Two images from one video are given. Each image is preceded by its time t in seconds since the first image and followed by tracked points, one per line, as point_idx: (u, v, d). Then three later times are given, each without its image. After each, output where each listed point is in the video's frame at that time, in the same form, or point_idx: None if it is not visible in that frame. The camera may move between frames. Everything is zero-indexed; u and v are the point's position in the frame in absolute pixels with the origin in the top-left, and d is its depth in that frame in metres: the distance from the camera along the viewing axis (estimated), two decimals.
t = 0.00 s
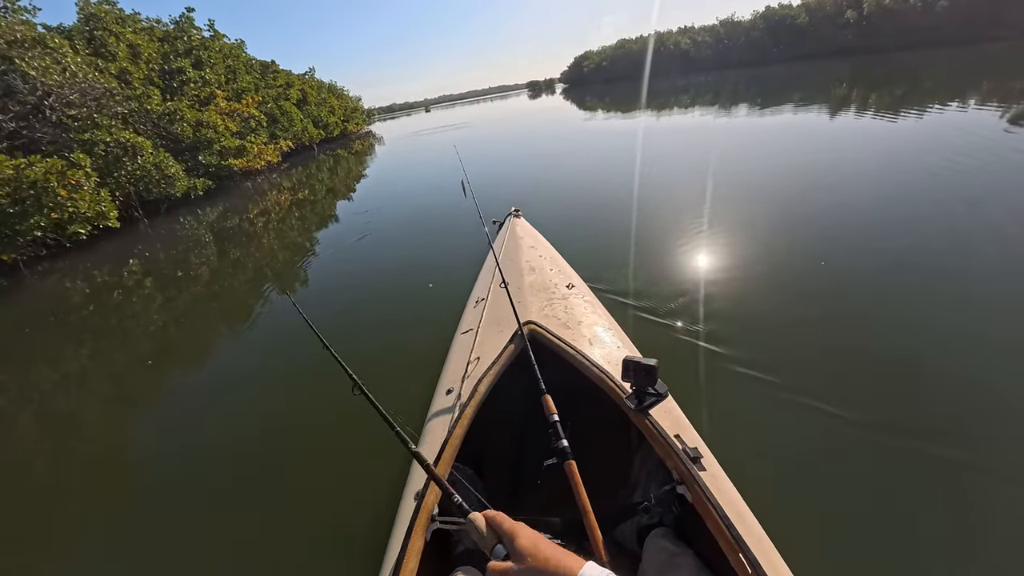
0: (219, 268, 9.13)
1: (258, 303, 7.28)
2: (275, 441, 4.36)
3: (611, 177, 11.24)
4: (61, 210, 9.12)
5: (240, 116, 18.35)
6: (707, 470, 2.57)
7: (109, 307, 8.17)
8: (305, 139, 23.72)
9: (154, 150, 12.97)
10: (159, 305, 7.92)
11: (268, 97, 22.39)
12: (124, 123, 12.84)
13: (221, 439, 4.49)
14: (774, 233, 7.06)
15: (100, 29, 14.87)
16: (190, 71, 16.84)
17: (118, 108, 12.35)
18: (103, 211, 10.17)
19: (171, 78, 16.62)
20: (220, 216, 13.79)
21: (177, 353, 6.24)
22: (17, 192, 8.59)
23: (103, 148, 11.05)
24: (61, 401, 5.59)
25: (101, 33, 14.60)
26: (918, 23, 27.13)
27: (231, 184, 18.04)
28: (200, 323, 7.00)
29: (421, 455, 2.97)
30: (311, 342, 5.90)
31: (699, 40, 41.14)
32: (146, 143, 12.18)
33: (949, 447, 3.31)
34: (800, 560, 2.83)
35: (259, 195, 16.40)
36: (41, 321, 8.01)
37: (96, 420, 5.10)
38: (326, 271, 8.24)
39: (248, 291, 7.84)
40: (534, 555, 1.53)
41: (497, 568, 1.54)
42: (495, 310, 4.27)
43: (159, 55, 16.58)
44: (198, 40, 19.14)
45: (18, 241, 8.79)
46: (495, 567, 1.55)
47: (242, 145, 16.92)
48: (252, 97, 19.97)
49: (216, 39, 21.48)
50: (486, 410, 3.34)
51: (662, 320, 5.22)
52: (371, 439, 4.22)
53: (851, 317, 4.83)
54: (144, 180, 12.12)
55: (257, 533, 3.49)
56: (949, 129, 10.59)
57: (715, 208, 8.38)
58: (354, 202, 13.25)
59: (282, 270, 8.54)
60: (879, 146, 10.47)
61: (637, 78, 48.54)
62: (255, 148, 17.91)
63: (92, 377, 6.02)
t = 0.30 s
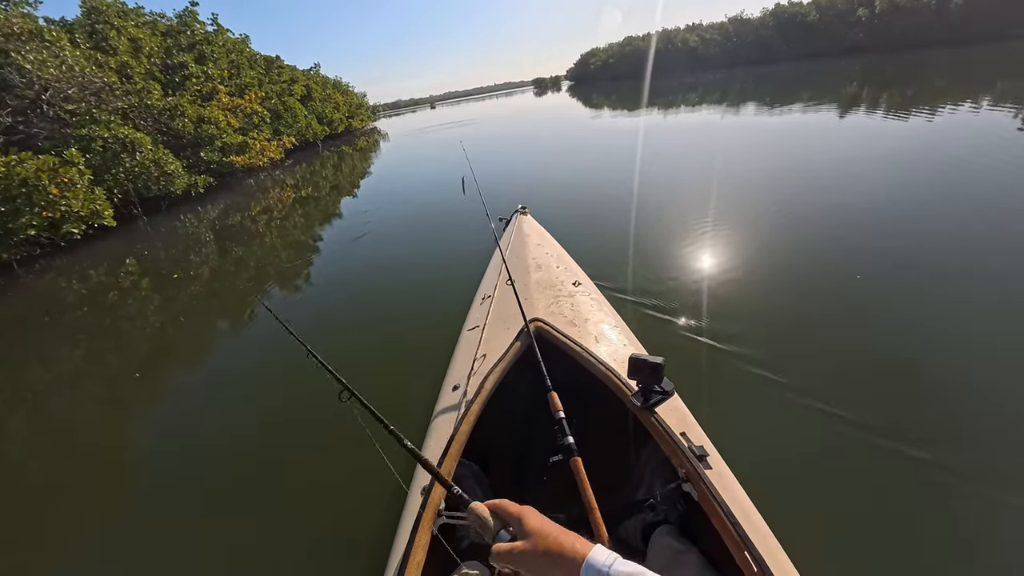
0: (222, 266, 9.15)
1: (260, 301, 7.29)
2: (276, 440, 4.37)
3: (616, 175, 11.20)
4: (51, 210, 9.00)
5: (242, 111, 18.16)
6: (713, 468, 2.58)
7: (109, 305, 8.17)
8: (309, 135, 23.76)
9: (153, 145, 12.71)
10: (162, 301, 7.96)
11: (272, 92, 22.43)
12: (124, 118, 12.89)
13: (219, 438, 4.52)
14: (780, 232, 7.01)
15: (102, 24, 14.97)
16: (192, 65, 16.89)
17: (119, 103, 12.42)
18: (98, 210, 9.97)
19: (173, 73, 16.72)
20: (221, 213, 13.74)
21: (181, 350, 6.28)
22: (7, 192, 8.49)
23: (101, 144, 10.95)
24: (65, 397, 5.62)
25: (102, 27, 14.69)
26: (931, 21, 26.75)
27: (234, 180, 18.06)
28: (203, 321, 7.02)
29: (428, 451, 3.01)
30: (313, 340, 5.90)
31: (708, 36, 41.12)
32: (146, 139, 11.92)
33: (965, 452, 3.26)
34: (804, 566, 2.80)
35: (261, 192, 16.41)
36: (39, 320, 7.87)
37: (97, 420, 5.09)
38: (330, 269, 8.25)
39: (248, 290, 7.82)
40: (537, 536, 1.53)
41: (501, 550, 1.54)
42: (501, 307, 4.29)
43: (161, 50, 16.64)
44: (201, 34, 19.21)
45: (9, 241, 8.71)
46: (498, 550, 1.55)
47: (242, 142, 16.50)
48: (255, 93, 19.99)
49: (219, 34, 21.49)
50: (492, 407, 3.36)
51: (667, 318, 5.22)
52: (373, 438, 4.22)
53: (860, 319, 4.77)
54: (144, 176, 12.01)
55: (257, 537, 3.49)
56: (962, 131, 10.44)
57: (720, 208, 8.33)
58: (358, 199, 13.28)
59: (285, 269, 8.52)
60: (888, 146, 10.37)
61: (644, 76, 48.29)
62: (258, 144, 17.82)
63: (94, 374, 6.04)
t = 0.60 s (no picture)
0: (224, 263, 9.17)
1: (263, 299, 7.31)
2: (275, 438, 4.38)
3: (621, 173, 11.15)
4: (38, 208, 8.82)
5: (243, 107, 18.09)
6: (722, 466, 2.55)
7: (109, 302, 8.19)
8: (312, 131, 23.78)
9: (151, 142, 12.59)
10: (163, 298, 7.97)
11: (275, 87, 22.41)
12: (121, 113, 12.91)
13: (218, 433, 4.57)
14: (785, 231, 6.97)
15: (101, 18, 14.95)
16: (192, 59, 16.83)
17: (115, 96, 12.43)
18: (89, 208, 9.81)
19: (173, 67, 16.72)
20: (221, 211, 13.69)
21: (182, 347, 6.31)
22: None
23: (96, 139, 10.84)
24: (67, 393, 5.64)
25: (101, 20, 14.71)
26: (944, 16, 26.33)
27: (236, 176, 18.09)
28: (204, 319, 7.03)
29: (434, 446, 3.00)
30: (316, 335, 5.96)
31: (717, 32, 40.96)
32: (143, 135, 11.78)
33: (967, 461, 3.19)
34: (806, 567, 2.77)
35: (262, 189, 16.43)
36: (35, 319, 7.86)
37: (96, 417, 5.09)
38: (333, 266, 8.27)
39: (249, 289, 7.84)
40: (545, 534, 1.50)
41: (508, 548, 1.50)
42: (508, 302, 4.27)
43: (161, 44, 16.61)
44: (202, 28, 19.23)
45: None
46: (505, 548, 1.51)
47: (243, 138, 16.71)
48: (257, 88, 19.97)
49: (220, 27, 21.41)
50: (499, 402, 3.34)
51: (672, 314, 5.21)
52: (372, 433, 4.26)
53: (866, 321, 4.71)
54: (142, 174, 11.90)
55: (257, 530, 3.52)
56: (972, 130, 10.28)
57: (725, 206, 8.29)
58: (362, 196, 13.28)
59: (287, 267, 8.54)
60: (898, 144, 10.25)
61: (650, 72, 47.98)
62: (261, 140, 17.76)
63: (95, 370, 6.06)
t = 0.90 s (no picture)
0: (223, 262, 9.19)
1: (263, 299, 7.32)
2: (271, 440, 4.36)
3: (622, 172, 11.11)
4: (25, 210, 8.64)
5: (243, 103, 18.06)
6: (727, 465, 2.54)
7: (104, 300, 8.17)
8: (313, 129, 23.79)
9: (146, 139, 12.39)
10: (161, 297, 7.97)
11: (275, 83, 22.39)
12: (116, 110, 12.68)
13: (207, 439, 4.51)
14: (786, 231, 6.94)
15: (98, 14, 14.90)
16: (191, 55, 16.76)
17: (111, 92, 12.38)
18: (78, 210, 9.63)
19: (172, 62, 16.68)
20: (218, 211, 13.64)
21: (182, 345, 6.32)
22: None
23: (89, 138, 10.61)
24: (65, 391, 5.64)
25: (98, 15, 14.70)
26: (952, 14, 26.05)
27: (237, 175, 18.13)
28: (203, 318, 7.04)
29: (438, 444, 3.01)
30: (317, 335, 5.98)
31: (721, 31, 40.75)
32: (138, 133, 11.53)
33: (987, 469, 3.10)
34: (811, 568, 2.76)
35: (261, 188, 16.44)
36: (33, 315, 7.83)
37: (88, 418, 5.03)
38: (334, 265, 8.29)
39: (248, 289, 7.84)
40: (546, 553, 1.54)
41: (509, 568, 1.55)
42: (512, 301, 4.27)
43: (159, 39, 16.54)
44: (202, 23, 19.19)
45: None
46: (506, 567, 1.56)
47: (242, 135, 16.77)
48: (257, 86, 19.99)
49: (220, 23, 21.34)
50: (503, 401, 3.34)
51: (672, 312, 5.22)
52: (370, 433, 4.28)
53: (870, 321, 4.67)
54: (131, 175, 11.58)
55: (248, 536, 3.49)
56: (982, 131, 10.14)
57: (727, 205, 8.24)
58: (364, 194, 13.29)
59: (287, 266, 8.56)
60: (905, 144, 10.15)
61: (653, 71, 47.75)
62: (260, 138, 17.79)
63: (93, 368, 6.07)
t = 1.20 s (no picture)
0: (220, 264, 9.26)
1: (262, 301, 7.35)
2: (270, 442, 4.40)
3: (621, 172, 11.11)
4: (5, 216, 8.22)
5: (241, 103, 18.17)
6: (725, 466, 2.55)
7: (96, 305, 8.18)
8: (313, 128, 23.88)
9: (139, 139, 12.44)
10: (157, 300, 8.00)
11: (274, 82, 22.42)
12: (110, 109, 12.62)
13: (204, 441, 4.54)
14: (781, 231, 6.97)
15: (93, 11, 14.76)
16: (189, 53, 16.67)
17: (105, 94, 12.16)
18: (65, 214, 9.29)
19: (169, 61, 16.46)
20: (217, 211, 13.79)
21: (180, 348, 6.36)
22: None
23: (80, 138, 10.56)
24: (63, 393, 5.67)
25: (93, 12, 14.52)
26: (957, 14, 25.90)
27: (236, 176, 18.23)
28: (200, 321, 7.07)
29: (439, 443, 3.04)
30: (316, 335, 6.02)
31: (725, 30, 40.88)
32: (132, 133, 11.55)
33: (984, 468, 3.11)
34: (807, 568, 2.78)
35: (260, 189, 16.54)
36: (26, 317, 7.83)
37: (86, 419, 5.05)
38: (332, 266, 8.34)
39: (246, 291, 7.88)
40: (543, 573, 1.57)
41: None
42: (513, 301, 4.29)
43: (156, 36, 16.28)
44: (199, 21, 19.01)
45: None
46: None
47: (241, 135, 16.86)
48: (256, 86, 20.03)
49: (218, 21, 21.22)
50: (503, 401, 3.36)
51: (665, 310, 5.27)
52: (369, 432, 4.32)
53: (868, 321, 4.68)
54: (126, 176, 11.64)
55: (245, 538, 3.51)
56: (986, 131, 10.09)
57: (724, 206, 8.25)
58: (365, 194, 13.37)
59: (286, 268, 8.61)
60: (908, 145, 10.10)
61: (656, 70, 47.68)
62: (257, 139, 17.89)
63: (90, 370, 6.10)
